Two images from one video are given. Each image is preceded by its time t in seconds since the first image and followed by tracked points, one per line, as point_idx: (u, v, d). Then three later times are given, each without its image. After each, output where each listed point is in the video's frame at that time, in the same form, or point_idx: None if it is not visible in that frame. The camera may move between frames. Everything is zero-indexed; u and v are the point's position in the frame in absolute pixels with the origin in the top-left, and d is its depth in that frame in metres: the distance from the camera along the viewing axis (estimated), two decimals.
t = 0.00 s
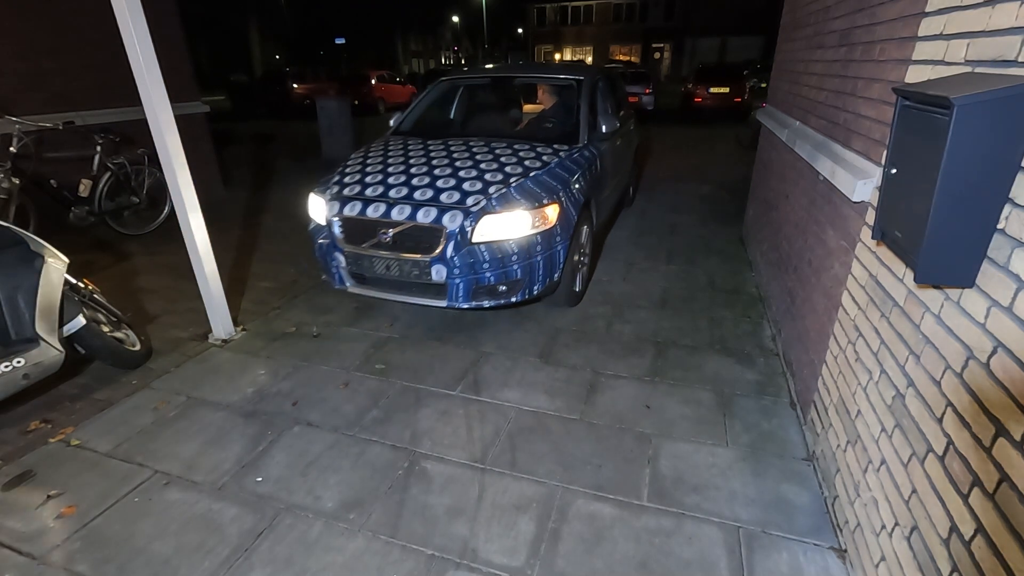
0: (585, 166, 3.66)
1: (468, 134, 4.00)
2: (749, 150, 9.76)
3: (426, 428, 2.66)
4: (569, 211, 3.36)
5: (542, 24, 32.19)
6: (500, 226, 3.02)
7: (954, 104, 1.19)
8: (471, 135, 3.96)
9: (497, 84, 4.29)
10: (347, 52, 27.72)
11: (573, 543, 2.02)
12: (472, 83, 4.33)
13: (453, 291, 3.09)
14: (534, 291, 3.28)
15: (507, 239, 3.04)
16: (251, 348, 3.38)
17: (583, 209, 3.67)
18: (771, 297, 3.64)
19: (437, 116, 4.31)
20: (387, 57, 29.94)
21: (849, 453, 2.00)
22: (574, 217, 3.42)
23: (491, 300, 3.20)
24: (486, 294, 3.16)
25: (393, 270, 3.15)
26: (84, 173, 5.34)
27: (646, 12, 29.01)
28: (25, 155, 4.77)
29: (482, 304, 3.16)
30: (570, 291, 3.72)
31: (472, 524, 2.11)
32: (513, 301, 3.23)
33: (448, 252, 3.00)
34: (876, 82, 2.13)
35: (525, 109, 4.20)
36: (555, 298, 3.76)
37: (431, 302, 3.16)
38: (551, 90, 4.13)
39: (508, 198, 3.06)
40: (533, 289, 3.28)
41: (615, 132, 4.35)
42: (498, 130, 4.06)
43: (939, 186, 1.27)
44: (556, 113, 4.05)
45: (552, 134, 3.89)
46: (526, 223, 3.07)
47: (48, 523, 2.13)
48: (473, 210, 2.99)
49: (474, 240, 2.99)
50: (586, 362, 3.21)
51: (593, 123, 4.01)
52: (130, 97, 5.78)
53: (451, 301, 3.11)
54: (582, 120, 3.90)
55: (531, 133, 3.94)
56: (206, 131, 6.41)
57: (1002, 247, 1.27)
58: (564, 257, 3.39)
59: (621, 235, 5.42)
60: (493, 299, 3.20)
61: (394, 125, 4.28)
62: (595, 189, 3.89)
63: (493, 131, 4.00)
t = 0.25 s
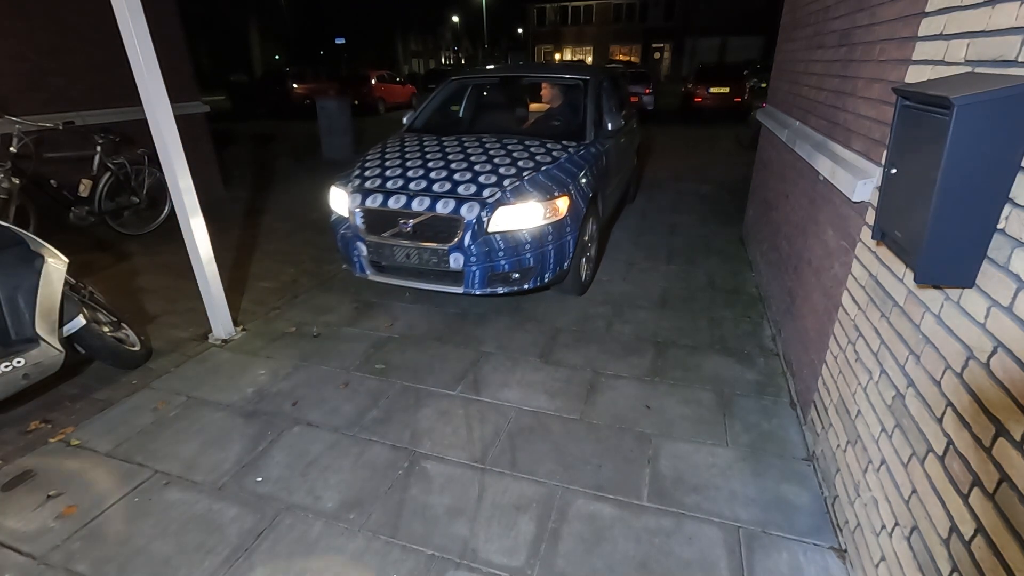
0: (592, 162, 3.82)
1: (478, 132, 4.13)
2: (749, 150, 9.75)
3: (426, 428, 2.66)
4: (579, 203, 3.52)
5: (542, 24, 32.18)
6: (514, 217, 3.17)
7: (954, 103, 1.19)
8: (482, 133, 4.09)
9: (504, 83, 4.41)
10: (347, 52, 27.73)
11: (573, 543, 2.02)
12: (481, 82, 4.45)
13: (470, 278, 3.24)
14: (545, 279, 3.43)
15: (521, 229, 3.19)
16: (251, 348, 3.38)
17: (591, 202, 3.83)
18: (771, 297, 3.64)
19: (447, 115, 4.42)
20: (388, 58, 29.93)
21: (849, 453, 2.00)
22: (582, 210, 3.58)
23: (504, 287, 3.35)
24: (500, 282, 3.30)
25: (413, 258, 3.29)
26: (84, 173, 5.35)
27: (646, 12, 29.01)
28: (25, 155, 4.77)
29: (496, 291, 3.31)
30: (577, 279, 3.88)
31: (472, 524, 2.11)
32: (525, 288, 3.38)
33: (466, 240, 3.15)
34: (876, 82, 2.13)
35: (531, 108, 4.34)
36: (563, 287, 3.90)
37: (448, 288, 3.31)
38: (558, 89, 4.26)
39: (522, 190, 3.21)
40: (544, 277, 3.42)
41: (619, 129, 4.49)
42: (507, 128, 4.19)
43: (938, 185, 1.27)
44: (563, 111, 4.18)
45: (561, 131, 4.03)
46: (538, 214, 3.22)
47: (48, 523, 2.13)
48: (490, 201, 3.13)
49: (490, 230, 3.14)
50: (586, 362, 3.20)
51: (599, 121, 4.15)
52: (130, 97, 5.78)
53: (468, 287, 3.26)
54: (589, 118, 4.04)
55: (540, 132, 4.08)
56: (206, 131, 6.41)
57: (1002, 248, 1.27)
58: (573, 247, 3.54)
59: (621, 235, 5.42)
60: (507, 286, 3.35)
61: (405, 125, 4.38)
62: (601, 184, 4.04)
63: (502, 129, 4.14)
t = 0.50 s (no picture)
0: (599, 157, 3.97)
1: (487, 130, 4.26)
2: (749, 150, 9.75)
3: (426, 428, 2.66)
4: (587, 196, 3.67)
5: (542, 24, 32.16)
6: (526, 208, 3.32)
7: (954, 104, 1.19)
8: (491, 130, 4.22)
9: (512, 82, 4.53)
10: (347, 51, 27.73)
11: (573, 543, 2.02)
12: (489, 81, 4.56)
13: (485, 267, 3.39)
14: (555, 268, 3.58)
15: (532, 220, 3.34)
16: (251, 348, 3.39)
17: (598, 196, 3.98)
18: (771, 297, 3.64)
19: (456, 114, 4.54)
20: (388, 58, 29.94)
21: (849, 453, 2.00)
22: (590, 202, 3.73)
23: (517, 276, 3.50)
24: (513, 270, 3.45)
25: (430, 248, 3.45)
26: (85, 173, 5.35)
27: (646, 12, 29.00)
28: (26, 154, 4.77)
29: (509, 279, 3.46)
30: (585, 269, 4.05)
31: (472, 524, 2.11)
32: (537, 277, 3.53)
33: (480, 230, 3.30)
34: (875, 82, 2.13)
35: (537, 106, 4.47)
36: (570, 277, 4.06)
37: (464, 276, 3.46)
38: (563, 88, 4.38)
39: (533, 182, 3.36)
40: (555, 265, 3.57)
41: (624, 126, 4.64)
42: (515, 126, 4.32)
43: (938, 186, 1.27)
44: (569, 109, 4.32)
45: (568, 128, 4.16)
46: (549, 205, 3.37)
47: (48, 523, 2.13)
48: (503, 193, 3.28)
49: (504, 220, 3.29)
50: (586, 362, 3.21)
51: (605, 118, 4.28)
52: (130, 97, 5.78)
53: (483, 275, 3.42)
54: (595, 115, 4.17)
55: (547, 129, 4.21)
56: (206, 131, 6.41)
57: (1002, 247, 1.27)
58: (582, 237, 3.69)
59: (621, 235, 5.42)
60: (519, 275, 3.50)
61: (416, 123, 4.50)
62: (607, 178, 4.19)
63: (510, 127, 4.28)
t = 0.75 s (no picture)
0: (604, 154, 4.12)
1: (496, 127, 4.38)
2: (749, 150, 9.75)
3: (426, 428, 2.66)
4: (594, 189, 3.83)
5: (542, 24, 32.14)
6: (537, 200, 3.49)
7: (954, 104, 1.19)
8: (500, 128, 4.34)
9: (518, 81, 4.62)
10: (347, 51, 27.73)
11: (574, 543, 2.02)
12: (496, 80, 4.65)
13: (498, 256, 3.57)
14: (565, 258, 3.76)
15: (543, 212, 3.51)
16: (251, 348, 3.39)
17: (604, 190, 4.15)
18: (771, 297, 3.64)
19: (465, 112, 4.63)
20: (388, 57, 29.95)
21: (849, 453, 2.00)
22: (597, 196, 3.89)
23: (528, 265, 3.67)
24: (525, 260, 3.63)
25: (446, 238, 3.61)
26: (85, 173, 5.35)
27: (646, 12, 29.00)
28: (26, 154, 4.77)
29: (521, 268, 3.64)
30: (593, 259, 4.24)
31: (472, 524, 2.11)
32: (547, 266, 3.70)
33: (494, 221, 3.48)
34: (875, 82, 2.13)
35: (543, 105, 4.58)
36: (576, 267, 4.23)
37: (478, 265, 3.63)
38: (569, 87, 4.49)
39: (544, 176, 3.53)
40: (564, 255, 3.74)
41: (627, 124, 4.79)
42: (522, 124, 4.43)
43: (938, 186, 1.27)
44: (574, 107, 4.44)
45: (575, 125, 4.29)
46: (559, 198, 3.54)
47: (48, 523, 2.13)
48: (516, 186, 3.45)
49: (516, 212, 3.47)
50: (586, 362, 3.20)
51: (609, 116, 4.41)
52: (130, 97, 5.78)
53: (496, 264, 3.59)
54: (600, 114, 4.31)
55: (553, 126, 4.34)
56: (206, 131, 6.41)
57: (1002, 248, 1.27)
58: (589, 229, 3.86)
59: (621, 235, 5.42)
60: (530, 264, 3.67)
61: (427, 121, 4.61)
62: (612, 174, 4.34)
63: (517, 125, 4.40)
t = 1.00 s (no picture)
0: (611, 150, 4.18)
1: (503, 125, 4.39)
2: (749, 150, 9.74)
3: (426, 428, 2.66)
4: (602, 184, 3.91)
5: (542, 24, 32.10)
6: (548, 193, 3.55)
7: (955, 104, 1.19)
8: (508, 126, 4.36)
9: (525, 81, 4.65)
10: (346, 51, 27.76)
11: (574, 543, 2.02)
12: (503, 80, 4.67)
13: (510, 248, 3.63)
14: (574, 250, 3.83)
15: (554, 205, 3.57)
16: (251, 348, 3.39)
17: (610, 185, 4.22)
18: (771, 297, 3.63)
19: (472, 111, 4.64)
20: (388, 57, 29.94)
21: (849, 453, 2.00)
22: (604, 191, 3.97)
23: (538, 257, 3.73)
24: (536, 252, 3.69)
25: (460, 231, 3.68)
26: (85, 173, 5.35)
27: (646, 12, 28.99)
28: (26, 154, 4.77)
29: (532, 259, 3.70)
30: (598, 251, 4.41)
31: (472, 524, 2.11)
32: (557, 257, 3.76)
33: (507, 214, 3.54)
34: (876, 82, 2.13)
35: (547, 105, 4.58)
36: (584, 259, 4.42)
37: (491, 256, 3.69)
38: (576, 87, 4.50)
39: (555, 170, 3.60)
40: (573, 247, 3.81)
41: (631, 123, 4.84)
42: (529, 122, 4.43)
43: (938, 186, 1.27)
44: (579, 106, 4.45)
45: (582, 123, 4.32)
46: (569, 191, 3.61)
47: (48, 523, 2.13)
48: (528, 180, 3.52)
49: (528, 205, 3.53)
50: (586, 362, 3.20)
51: (615, 115, 4.43)
52: (130, 97, 5.78)
53: (508, 255, 3.65)
54: (606, 112, 4.34)
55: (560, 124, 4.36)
56: (206, 131, 6.41)
57: (1002, 248, 1.27)
58: (597, 222, 3.94)
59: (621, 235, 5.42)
60: (541, 256, 3.73)
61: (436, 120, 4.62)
62: (617, 171, 4.40)
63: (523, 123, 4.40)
